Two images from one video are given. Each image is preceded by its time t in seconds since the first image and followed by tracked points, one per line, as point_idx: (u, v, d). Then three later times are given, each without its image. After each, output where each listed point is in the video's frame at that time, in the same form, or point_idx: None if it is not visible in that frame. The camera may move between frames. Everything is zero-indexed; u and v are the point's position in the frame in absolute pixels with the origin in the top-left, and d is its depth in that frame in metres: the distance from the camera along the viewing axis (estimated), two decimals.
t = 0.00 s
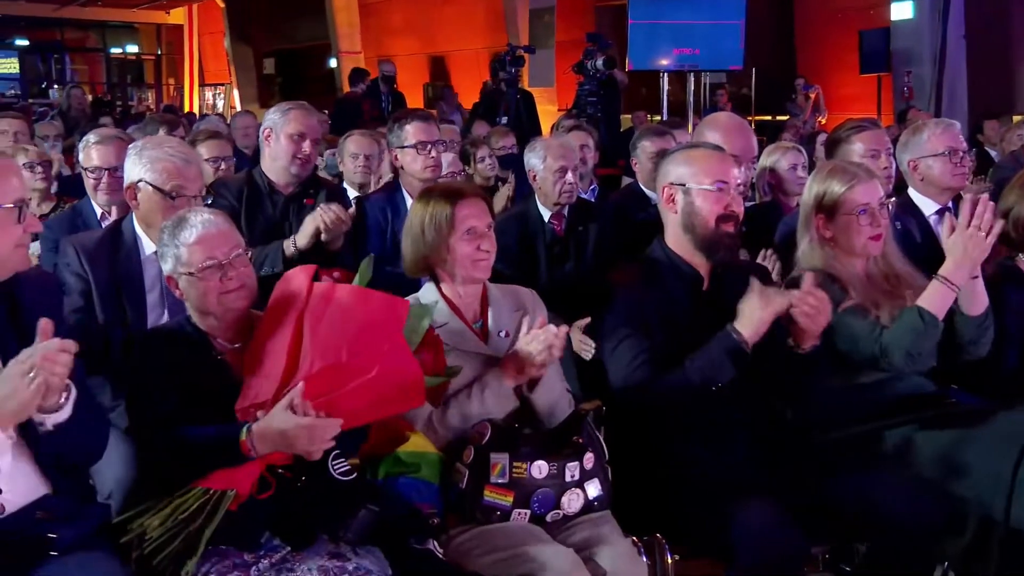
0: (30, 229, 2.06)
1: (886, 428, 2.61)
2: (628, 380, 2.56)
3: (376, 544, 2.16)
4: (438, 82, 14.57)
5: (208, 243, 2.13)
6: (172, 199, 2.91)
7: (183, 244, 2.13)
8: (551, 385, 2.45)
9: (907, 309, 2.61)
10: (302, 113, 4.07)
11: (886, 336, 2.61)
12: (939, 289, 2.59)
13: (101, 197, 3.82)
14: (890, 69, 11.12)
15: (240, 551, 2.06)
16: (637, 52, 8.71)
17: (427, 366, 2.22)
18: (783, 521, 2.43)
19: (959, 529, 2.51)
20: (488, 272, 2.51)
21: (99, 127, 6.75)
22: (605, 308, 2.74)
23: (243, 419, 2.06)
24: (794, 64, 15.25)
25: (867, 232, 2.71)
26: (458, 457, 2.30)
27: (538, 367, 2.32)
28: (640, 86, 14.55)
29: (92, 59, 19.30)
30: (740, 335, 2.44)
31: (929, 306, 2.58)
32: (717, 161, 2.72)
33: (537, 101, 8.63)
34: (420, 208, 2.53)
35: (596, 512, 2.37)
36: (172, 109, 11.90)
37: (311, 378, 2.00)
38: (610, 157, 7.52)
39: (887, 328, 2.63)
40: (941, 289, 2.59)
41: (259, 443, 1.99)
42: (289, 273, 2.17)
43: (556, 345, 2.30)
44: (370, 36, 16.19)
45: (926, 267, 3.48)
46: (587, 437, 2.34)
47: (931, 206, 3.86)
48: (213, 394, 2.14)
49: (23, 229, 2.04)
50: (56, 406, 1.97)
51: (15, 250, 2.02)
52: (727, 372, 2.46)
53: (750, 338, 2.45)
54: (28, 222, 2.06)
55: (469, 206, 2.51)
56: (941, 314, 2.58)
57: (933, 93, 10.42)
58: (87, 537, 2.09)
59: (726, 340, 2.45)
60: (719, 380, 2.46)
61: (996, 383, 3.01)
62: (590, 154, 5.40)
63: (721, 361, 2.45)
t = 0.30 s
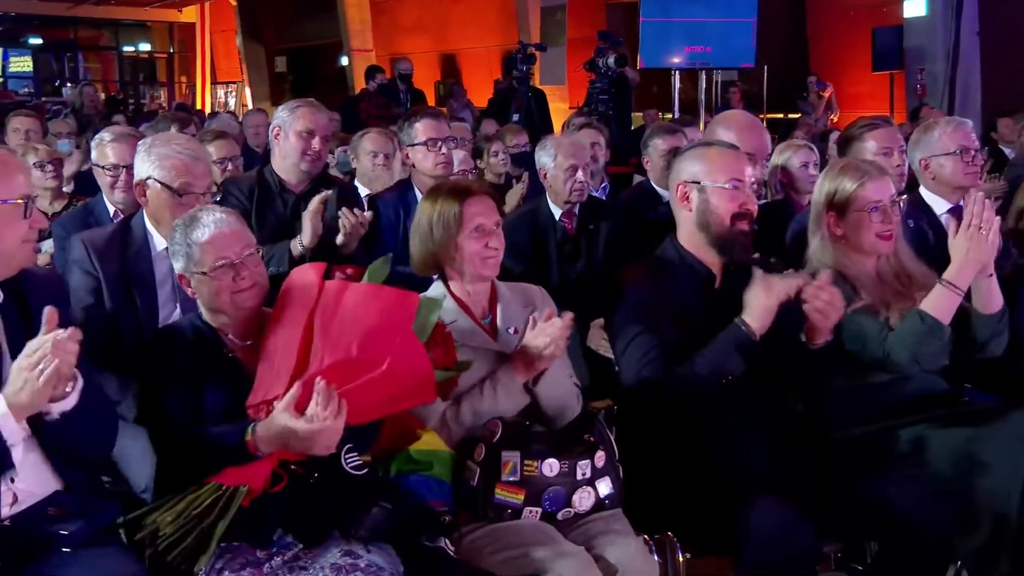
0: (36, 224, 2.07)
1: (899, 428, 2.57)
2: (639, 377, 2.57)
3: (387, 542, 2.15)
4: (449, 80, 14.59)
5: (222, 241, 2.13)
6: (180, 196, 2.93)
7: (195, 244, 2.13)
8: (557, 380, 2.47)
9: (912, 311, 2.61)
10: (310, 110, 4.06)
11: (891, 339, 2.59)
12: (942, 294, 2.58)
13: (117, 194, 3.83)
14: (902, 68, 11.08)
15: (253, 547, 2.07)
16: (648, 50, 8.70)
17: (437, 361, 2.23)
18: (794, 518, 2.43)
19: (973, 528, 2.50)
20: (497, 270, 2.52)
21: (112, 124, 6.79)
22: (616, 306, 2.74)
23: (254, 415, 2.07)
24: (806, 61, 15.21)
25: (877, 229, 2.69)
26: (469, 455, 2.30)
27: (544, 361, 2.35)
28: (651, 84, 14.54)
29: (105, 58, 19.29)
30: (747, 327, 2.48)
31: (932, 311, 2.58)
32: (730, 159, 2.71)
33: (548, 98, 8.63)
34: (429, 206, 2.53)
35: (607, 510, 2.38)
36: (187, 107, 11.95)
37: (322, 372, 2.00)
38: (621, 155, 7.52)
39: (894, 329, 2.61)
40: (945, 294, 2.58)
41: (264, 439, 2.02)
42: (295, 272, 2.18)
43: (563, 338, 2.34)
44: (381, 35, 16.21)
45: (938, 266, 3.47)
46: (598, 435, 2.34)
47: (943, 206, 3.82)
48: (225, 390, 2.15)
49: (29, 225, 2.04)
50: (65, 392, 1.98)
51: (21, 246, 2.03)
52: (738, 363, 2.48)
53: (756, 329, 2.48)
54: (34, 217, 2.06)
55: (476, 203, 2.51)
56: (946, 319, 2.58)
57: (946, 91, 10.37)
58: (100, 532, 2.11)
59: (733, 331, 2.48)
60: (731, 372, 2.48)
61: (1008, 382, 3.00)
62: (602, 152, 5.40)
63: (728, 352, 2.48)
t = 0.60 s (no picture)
0: (28, 214, 1.99)
1: (914, 425, 2.58)
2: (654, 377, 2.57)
3: (402, 539, 2.15)
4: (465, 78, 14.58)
5: (235, 240, 2.14)
6: (193, 194, 2.94)
7: (209, 243, 2.14)
8: (575, 379, 2.47)
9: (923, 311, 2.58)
10: (320, 106, 4.03)
11: (905, 338, 2.57)
12: (954, 294, 2.55)
13: (138, 189, 3.89)
14: (920, 64, 11.00)
15: (268, 544, 2.07)
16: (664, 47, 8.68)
17: (450, 357, 2.24)
18: (811, 520, 2.43)
19: (989, 528, 2.48)
20: (513, 266, 2.52)
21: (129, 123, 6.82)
22: (631, 304, 2.73)
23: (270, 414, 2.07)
24: (823, 59, 15.14)
25: (893, 226, 2.67)
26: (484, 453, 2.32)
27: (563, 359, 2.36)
28: (667, 83, 14.51)
29: (121, 57, 19.14)
30: (764, 328, 2.45)
31: (946, 310, 2.55)
32: (748, 157, 2.71)
33: (564, 96, 8.61)
34: (444, 204, 2.54)
35: (623, 508, 2.38)
36: (204, 106, 11.98)
37: (338, 371, 1.99)
38: (637, 153, 7.51)
39: (905, 327, 2.59)
40: (957, 294, 2.55)
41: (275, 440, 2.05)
42: (313, 268, 2.18)
43: (580, 337, 2.35)
44: (397, 32, 16.21)
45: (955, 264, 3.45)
46: (614, 434, 2.34)
47: (961, 204, 3.79)
48: (241, 387, 2.16)
49: (14, 214, 1.96)
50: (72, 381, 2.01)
51: (23, 241, 1.99)
52: (754, 365, 2.47)
53: (773, 330, 2.45)
54: (26, 208, 1.98)
55: (492, 200, 2.51)
56: (959, 319, 2.55)
57: (965, 88, 10.31)
58: (115, 527, 2.12)
59: (750, 332, 2.45)
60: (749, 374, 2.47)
61: None
62: (618, 150, 5.40)
63: (745, 355, 2.46)
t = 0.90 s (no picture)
0: (32, 212, 1.99)
1: (928, 425, 2.58)
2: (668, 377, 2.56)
3: (412, 537, 2.15)
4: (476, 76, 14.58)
5: (247, 239, 2.15)
6: (209, 193, 2.95)
7: (222, 241, 2.15)
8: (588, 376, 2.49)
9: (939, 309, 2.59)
10: (327, 105, 4.09)
11: (923, 334, 2.56)
12: (969, 290, 2.55)
13: (154, 185, 3.92)
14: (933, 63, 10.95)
15: (280, 542, 2.09)
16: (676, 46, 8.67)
17: (462, 358, 2.22)
18: (823, 516, 2.45)
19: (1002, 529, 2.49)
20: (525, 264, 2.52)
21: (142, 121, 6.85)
22: (642, 303, 2.73)
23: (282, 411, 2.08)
24: (835, 57, 15.10)
25: (907, 224, 2.65)
26: (495, 451, 2.30)
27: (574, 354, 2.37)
28: (678, 81, 14.49)
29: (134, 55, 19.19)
30: (777, 328, 2.42)
31: (960, 307, 2.55)
32: (761, 155, 2.70)
33: (576, 95, 8.61)
34: (457, 202, 2.54)
35: (634, 507, 2.38)
36: (216, 105, 12.02)
37: (350, 373, 2.00)
38: (648, 152, 7.50)
39: (921, 324, 2.58)
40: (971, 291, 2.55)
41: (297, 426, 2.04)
42: (326, 268, 2.18)
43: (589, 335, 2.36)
44: (409, 31, 16.21)
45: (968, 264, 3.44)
46: (625, 433, 2.34)
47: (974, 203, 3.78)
48: (252, 387, 2.16)
49: (17, 212, 1.97)
50: (95, 369, 2.00)
51: (31, 239, 2.00)
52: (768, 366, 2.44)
53: (788, 331, 2.42)
54: (31, 206, 1.99)
55: (504, 197, 2.51)
56: (972, 316, 2.56)
57: (978, 87, 10.26)
58: (130, 524, 2.13)
59: (764, 333, 2.43)
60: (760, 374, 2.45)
61: None
62: (630, 149, 5.40)
63: (762, 357, 2.43)
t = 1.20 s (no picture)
0: (48, 211, 2.00)
1: (943, 424, 2.55)
2: (680, 372, 2.57)
3: (424, 535, 2.17)
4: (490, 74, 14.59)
5: (262, 237, 2.17)
6: (226, 190, 2.96)
7: (239, 240, 2.17)
8: (600, 374, 2.47)
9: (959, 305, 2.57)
10: (336, 102, 4.08)
11: (938, 333, 2.56)
12: (989, 287, 2.55)
13: (173, 180, 3.98)
14: (949, 59, 10.90)
15: (294, 539, 2.10)
16: (690, 44, 8.65)
17: (477, 354, 2.24)
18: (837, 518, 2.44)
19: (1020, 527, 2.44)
20: (539, 262, 2.52)
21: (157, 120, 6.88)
22: (657, 301, 2.72)
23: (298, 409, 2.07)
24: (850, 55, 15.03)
25: (924, 222, 2.64)
26: (509, 448, 2.29)
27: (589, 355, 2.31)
28: (692, 79, 14.47)
29: (149, 53, 19.23)
30: (792, 325, 2.44)
31: (981, 305, 2.54)
32: (776, 153, 2.70)
33: (589, 93, 8.59)
34: (471, 200, 2.54)
35: (648, 505, 2.38)
36: (229, 102, 12.06)
37: (362, 366, 2.00)
38: (662, 150, 7.48)
39: (940, 322, 2.57)
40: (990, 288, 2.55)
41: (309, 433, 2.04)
42: (337, 264, 2.18)
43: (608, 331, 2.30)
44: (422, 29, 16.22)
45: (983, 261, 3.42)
46: (640, 431, 2.35)
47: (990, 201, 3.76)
48: (266, 385, 2.16)
49: (33, 211, 1.98)
50: (105, 365, 1.98)
51: (49, 237, 2.01)
52: (780, 364, 2.44)
53: (801, 328, 2.44)
54: (47, 205, 2.00)
55: (519, 195, 2.51)
56: (992, 313, 2.55)
57: (994, 84, 10.20)
58: (146, 521, 2.14)
59: (777, 330, 2.44)
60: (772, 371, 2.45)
61: None
62: (645, 147, 5.39)
63: (776, 353, 2.44)
